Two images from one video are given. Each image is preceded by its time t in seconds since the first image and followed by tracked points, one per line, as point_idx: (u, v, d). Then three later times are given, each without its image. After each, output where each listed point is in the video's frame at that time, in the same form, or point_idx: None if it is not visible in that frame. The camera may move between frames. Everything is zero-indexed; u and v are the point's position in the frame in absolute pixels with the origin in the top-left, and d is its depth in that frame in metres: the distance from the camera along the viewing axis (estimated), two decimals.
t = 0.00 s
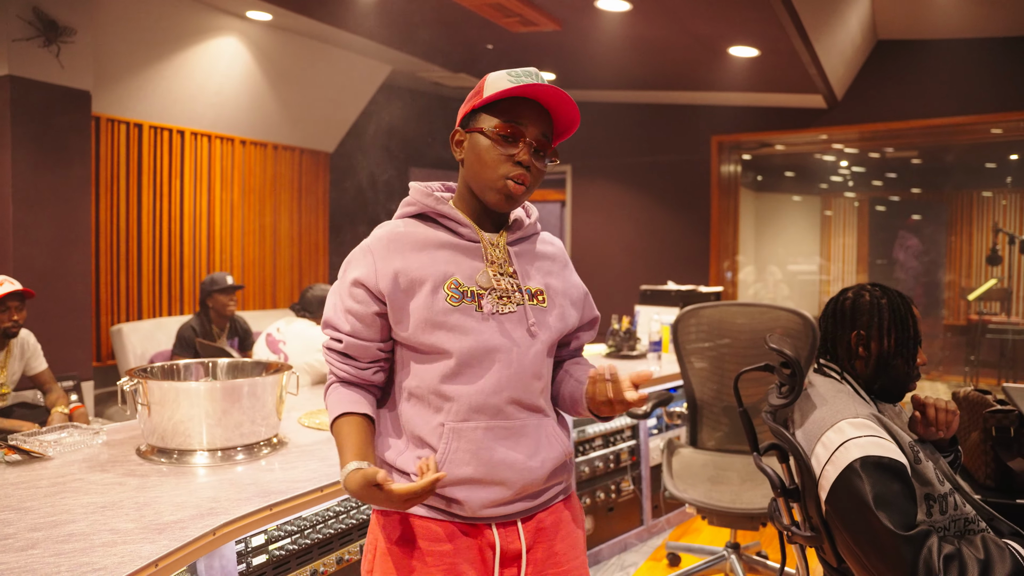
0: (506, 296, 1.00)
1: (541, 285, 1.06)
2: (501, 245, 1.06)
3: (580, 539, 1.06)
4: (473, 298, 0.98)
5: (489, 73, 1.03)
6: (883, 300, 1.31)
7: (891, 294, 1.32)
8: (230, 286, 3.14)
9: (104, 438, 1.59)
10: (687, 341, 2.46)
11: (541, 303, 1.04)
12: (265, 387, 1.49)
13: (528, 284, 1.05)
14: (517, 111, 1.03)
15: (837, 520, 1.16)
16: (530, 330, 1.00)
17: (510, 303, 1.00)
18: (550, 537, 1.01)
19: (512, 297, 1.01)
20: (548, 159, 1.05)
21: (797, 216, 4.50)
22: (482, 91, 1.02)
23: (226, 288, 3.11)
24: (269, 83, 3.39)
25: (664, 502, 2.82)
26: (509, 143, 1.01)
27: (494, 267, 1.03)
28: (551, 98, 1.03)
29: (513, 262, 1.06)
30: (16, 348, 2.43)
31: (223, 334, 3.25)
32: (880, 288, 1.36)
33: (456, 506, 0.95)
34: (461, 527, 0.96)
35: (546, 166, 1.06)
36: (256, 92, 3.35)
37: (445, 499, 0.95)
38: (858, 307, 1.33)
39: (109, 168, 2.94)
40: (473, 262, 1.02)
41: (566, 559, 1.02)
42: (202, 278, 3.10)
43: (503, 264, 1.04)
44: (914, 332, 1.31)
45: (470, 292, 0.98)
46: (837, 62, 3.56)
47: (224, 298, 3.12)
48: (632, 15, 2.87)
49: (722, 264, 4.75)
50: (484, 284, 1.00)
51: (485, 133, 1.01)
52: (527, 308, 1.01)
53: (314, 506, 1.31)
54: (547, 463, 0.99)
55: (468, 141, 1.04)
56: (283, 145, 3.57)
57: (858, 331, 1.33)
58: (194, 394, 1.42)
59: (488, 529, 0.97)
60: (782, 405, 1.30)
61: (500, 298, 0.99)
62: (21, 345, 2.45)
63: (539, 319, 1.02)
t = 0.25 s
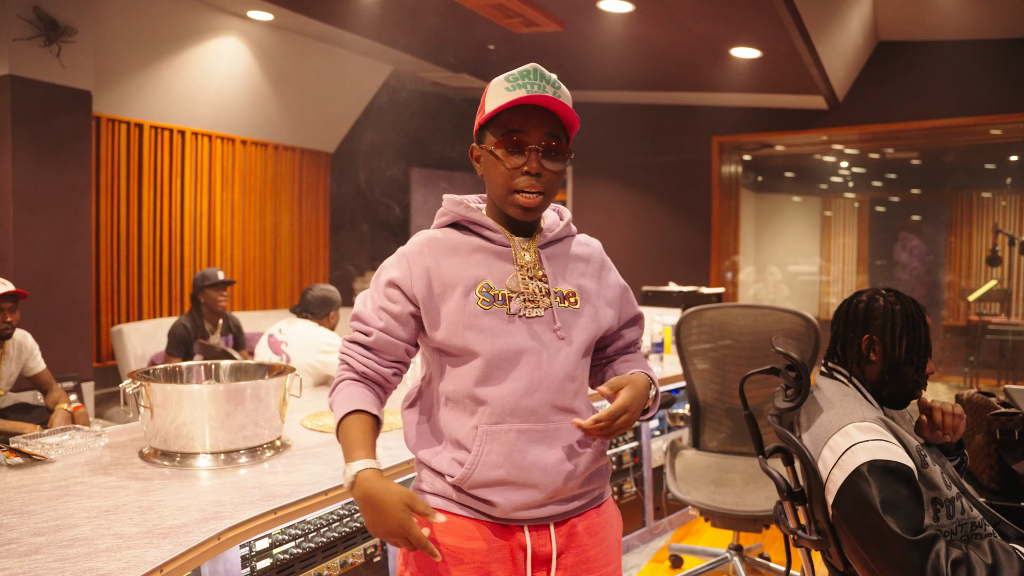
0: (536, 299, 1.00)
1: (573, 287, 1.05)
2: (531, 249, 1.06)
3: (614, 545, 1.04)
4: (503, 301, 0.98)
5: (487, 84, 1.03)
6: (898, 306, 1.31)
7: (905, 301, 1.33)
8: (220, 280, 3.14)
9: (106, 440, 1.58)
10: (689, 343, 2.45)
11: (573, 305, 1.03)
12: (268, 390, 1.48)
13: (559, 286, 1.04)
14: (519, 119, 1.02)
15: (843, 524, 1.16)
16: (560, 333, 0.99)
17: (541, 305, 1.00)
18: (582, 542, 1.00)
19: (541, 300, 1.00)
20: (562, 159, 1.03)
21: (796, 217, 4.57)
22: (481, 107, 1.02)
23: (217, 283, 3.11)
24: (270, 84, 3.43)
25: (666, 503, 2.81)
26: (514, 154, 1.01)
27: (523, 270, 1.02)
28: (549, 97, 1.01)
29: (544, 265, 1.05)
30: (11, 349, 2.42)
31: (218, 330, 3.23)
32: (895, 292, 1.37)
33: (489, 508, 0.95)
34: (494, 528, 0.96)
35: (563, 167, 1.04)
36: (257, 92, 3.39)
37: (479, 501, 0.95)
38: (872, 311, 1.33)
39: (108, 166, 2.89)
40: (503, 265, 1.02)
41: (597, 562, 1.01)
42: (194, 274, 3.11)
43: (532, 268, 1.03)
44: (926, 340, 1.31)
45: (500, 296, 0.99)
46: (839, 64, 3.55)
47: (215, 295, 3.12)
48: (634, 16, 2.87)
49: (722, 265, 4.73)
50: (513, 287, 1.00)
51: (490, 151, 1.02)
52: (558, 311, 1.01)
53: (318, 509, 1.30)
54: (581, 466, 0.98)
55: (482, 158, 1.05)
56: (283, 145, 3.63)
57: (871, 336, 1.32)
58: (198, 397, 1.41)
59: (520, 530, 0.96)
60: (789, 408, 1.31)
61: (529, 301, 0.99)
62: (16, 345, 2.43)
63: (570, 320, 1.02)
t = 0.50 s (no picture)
0: (579, 304, 1.04)
1: (617, 294, 1.08)
2: (577, 253, 1.09)
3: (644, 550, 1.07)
4: (546, 309, 1.03)
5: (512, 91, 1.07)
6: (899, 305, 1.29)
7: (907, 299, 1.30)
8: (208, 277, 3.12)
9: (109, 443, 1.56)
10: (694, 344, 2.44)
11: (617, 314, 1.07)
12: (274, 392, 1.46)
13: (602, 293, 1.07)
14: (541, 122, 1.04)
15: (857, 528, 1.14)
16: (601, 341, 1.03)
17: (583, 313, 1.03)
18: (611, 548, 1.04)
19: (584, 306, 1.04)
20: (586, 154, 1.04)
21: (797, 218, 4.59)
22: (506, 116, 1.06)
23: (204, 280, 3.09)
24: (274, 85, 3.45)
25: (670, 505, 2.80)
26: (539, 158, 1.04)
27: (567, 275, 1.06)
28: (566, 96, 1.02)
29: (588, 271, 1.08)
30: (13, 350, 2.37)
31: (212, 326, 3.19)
32: (896, 291, 1.34)
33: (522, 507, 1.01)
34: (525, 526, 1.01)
35: (591, 161, 1.05)
36: (260, 92, 3.39)
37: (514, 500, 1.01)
38: (874, 312, 1.31)
39: (110, 166, 2.81)
40: (547, 271, 1.06)
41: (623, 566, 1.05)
42: (185, 269, 3.08)
43: (576, 272, 1.07)
44: (931, 338, 1.29)
45: (543, 303, 1.03)
46: (843, 64, 3.54)
47: (204, 292, 3.10)
48: (638, 16, 2.86)
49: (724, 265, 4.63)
50: (557, 293, 1.04)
51: (516, 160, 1.06)
52: (600, 318, 1.05)
53: (324, 514, 1.29)
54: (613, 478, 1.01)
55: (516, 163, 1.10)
56: (285, 145, 3.57)
57: (875, 336, 1.31)
58: (202, 399, 1.39)
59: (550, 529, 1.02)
60: (800, 411, 1.29)
61: (571, 308, 1.03)
62: (19, 346, 2.39)
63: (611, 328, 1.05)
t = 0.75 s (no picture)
0: (586, 303, 1.08)
1: (627, 296, 1.10)
2: (591, 254, 1.12)
3: (642, 560, 1.09)
4: (553, 306, 1.08)
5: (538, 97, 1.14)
6: (907, 308, 1.29)
7: (915, 302, 1.30)
8: (186, 275, 3.08)
9: (98, 444, 1.54)
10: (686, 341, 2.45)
11: (623, 316, 1.08)
12: (267, 392, 1.44)
13: (611, 294, 1.09)
14: (560, 121, 1.10)
15: (856, 526, 1.14)
16: (603, 341, 1.06)
17: (591, 312, 1.07)
18: (602, 549, 1.07)
19: (591, 305, 1.07)
20: (601, 152, 1.08)
21: (784, 217, 4.64)
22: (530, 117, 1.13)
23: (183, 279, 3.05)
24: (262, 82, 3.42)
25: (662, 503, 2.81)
26: (556, 155, 1.10)
27: (578, 274, 1.10)
28: (583, 95, 1.07)
29: (601, 270, 1.11)
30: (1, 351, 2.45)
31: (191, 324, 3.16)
32: (905, 293, 1.34)
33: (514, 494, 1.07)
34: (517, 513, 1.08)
35: (607, 158, 1.09)
36: (248, 89, 3.35)
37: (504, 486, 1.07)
38: (881, 312, 1.31)
39: (96, 162, 2.74)
40: (560, 270, 1.11)
41: (612, 567, 1.07)
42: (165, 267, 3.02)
43: (587, 272, 1.11)
44: (937, 342, 1.29)
45: (551, 301, 1.08)
46: (832, 64, 3.56)
47: (184, 289, 3.07)
48: (630, 14, 2.85)
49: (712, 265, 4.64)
50: (566, 291, 1.09)
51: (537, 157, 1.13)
52: (604, 319, 1.07)
53: (320, 515, 1.27)
54: (600, 479, 1.04)
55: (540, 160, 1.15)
56: (273, 141, 3.51)
57: (880, 336, 1.31)
58: (194, 399, 1.37)
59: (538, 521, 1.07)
60: (799, 409, 1.28)
61: (579, 306, 1.07)
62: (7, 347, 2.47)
63: (616, 329, 1.07)
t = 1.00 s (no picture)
0: (553, 297, 1.09)
1: (594, 291, 1.08)
2: (565, 250, 1.12)
3: (616, 564, 1.05)
4: (522, 299, 1.10)
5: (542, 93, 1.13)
6: (888, 302, 1.30)
7: (895, 296, 1.32)
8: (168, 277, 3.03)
9: (81, 446, 1.51)
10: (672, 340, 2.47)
11: (587, 309, 1.07)
12: (254, 392, 1.43)
13: (579, 289, 1.09)
14: (559, 122, 1.09)
15: (847, 521, 1.15)
16: (564, 333, 1.05)
17: (557, 306, 1.07)
18: (571, 548, 1.04)
19: (558, 298, 1.08)
20: (593, 160, 1.07)
21: (763, 217, 4.66)
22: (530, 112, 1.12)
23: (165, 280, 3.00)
24: (242, 80, 3.39)
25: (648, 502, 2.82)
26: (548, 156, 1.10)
27: (550, 269, 1.12)
28: (583, 102, 1.06)
29: (573, 267, 1.11)
30: None
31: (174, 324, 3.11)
32: (884, 288, 1.35)
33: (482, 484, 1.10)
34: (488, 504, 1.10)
35: (597, 167, 1.08)
36: (228, 87, 3.32)
37: (473, 476, 1.11)
38: (863, 309, 1.32)
39: (74, 161, 2.70)
40: (536, 266, 1.14)
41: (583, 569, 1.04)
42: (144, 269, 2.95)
43: (559, 267, 1.11)
44: (919, 335, 1.31)
45: (521, 294, 1.11)
46: (814, 64, 3.60)
47: (164, 292, 3.01)
48: (615, 13, 2.85)
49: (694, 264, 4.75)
50: (536, 285, 1.10)
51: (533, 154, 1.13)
52: (567, 312, 1.07)
53: (310, 516, 1.26)
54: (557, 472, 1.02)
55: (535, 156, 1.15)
56: (255, 140, 3.51)
57: (864, 333, 1.32)
58: (180, 400, 1.35)
59: (509, 514, 1.07)
60: (790, 407, 1.28)
61: (546, 299, 1.09)
62: None
63: (579, 322, 1.06)
